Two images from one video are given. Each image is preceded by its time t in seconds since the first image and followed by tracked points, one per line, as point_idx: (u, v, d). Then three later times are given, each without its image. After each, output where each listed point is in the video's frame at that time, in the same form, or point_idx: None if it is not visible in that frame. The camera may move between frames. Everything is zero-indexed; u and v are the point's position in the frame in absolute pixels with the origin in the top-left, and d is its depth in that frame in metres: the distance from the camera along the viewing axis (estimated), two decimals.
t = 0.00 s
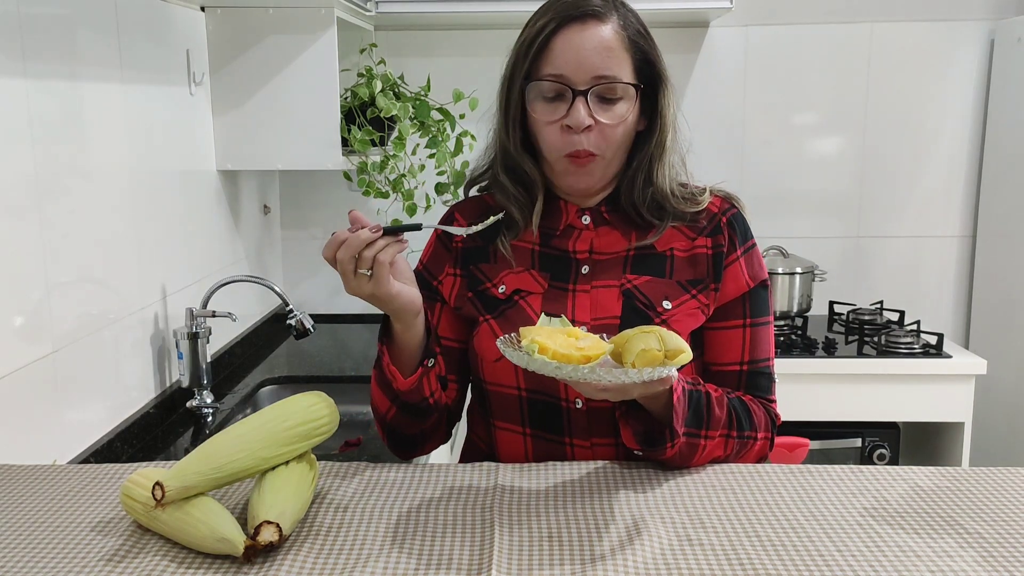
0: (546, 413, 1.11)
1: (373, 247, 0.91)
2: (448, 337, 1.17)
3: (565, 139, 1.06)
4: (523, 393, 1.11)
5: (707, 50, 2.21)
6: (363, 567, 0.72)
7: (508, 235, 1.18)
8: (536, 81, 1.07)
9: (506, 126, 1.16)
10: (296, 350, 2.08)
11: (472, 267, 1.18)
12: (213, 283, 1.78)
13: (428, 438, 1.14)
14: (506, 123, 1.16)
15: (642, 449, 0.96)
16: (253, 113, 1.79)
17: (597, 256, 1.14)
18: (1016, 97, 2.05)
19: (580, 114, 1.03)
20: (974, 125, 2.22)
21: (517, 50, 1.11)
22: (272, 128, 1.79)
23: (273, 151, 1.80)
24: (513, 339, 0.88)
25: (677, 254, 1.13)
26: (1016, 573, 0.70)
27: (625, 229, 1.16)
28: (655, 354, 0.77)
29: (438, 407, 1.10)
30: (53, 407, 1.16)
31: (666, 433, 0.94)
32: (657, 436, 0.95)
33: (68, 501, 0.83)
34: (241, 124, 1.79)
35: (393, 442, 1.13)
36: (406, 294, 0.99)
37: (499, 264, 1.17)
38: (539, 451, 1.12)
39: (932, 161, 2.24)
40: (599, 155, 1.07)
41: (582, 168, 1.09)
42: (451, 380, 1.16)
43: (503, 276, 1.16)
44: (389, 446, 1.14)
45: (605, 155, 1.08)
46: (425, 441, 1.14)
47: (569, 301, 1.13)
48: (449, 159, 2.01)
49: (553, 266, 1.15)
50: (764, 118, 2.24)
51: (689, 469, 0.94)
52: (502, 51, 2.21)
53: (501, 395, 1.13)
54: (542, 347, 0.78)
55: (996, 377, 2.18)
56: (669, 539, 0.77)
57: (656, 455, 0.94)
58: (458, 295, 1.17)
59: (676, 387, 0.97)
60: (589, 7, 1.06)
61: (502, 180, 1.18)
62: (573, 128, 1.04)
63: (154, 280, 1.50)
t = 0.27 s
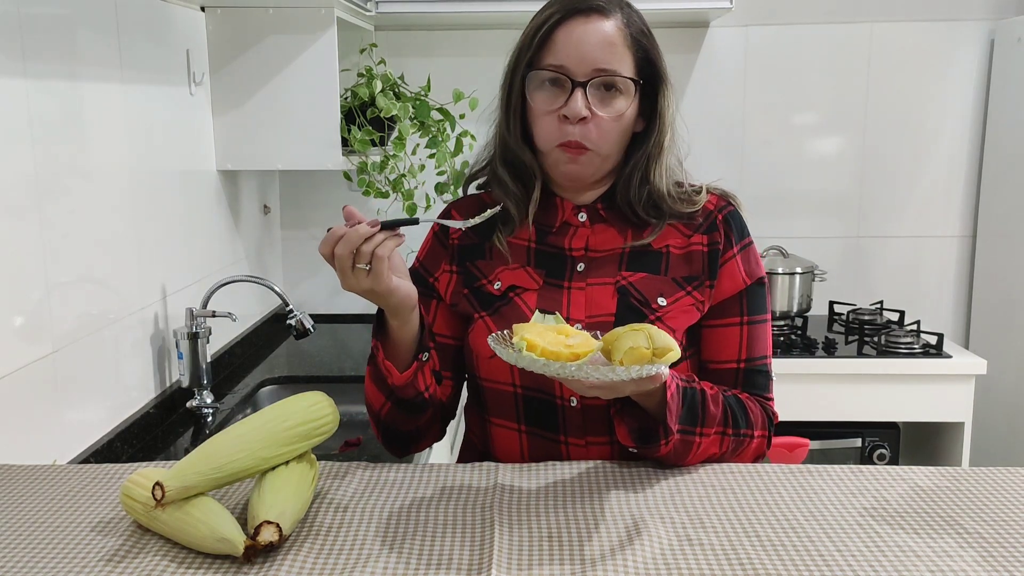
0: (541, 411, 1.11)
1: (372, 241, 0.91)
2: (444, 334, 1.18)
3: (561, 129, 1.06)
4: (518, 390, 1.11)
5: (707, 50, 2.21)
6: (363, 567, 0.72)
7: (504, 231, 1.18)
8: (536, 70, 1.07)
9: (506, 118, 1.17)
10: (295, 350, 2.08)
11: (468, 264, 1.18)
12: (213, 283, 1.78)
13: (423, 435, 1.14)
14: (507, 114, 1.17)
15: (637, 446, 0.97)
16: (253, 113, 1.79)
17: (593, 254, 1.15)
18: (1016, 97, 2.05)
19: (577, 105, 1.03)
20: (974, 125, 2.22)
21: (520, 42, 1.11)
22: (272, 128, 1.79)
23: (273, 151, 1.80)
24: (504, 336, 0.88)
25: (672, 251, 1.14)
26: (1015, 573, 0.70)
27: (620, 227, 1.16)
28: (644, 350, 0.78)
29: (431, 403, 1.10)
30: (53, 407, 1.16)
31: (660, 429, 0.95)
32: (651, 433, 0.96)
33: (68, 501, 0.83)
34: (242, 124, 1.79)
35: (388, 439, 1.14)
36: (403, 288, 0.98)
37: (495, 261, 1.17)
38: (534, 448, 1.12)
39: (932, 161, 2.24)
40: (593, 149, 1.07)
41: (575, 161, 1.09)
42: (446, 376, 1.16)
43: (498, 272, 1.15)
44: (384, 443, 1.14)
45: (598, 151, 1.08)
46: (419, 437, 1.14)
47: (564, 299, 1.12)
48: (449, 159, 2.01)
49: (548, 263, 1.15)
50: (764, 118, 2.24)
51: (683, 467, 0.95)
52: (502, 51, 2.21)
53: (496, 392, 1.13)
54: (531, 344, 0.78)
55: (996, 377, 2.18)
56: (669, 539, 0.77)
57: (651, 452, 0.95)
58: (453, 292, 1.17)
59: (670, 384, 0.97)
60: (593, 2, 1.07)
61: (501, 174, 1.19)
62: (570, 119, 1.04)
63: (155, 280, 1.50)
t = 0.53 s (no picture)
0: (537, 410, 1.11)
1: (373, 230, 0.90)
2: (440, 331, 1.17)
3: (544, 118, 1.06)
4: (513, 387, 1.11)
5: (708, 50, 2.21)
6: (363, 568, 0.72)
7: (502, 226, 1.18)
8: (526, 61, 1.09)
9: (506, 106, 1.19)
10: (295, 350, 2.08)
11: (466, 262, 1.17)
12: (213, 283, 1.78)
13: (418, 432, 1.14)
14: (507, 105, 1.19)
15: (632, 441, 0.98)
16: (253, 113, 1.79)
17: (590, 253, 1.14)
18: (1016, 97, 2.05)
19: (559, 94, 1.03)
20: (974, 124, 2.22)
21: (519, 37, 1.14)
22: (272, 128, 1.79)
23: (273, 151, 1.80)
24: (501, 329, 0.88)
25: (670, 250, 1.14)
26: (1015, 573, 0.70)
27: (618, 227, 1.15)
28: (636, 346, 0.77)
29: (429, 394, 1.10)
30: (53, 407, 1.16)
31: (655, 425, 0.96)
32: (646, 428, 0.97)
33: (68, 501, 0.83)
34: (242, 124, 1.79)
35: (383, 435, 1.13)
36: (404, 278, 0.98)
37: (493, 258, 1.17)
38: (529, 446, 1.12)
39: (932, 161, 2.24)
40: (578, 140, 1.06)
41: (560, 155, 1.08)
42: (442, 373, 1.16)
43: (496, 270, 1.15)
44: (379, 440, 1.14)
45: (583, 143, 1.07)
46: (414, 434, 1.14)
47: (561, 298, 1.12)
48: (449, 159, 2.01)
49: (546, 263, 1.15)
50: (764, 118, 2.24)
51: (677, 463, 0.97)
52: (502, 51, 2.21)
53: (492, 389, 1.13)
54: (523, 337, 0.79)
55: (996, 377, 2.18)
56: (669, 539, 0.77)
57: (645, 447, 0.96)
58: (451, 289, 1.17)
59: (666, 378, 0.96)
60: None
61: (500, 169, 1.20)
62: (553, 107, 1.04)
63: (155, 280, 1.50)
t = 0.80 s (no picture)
0: (537, 410, 1.11)
1: (379, 219, 0.90)
2: (441, 333, 1.17)
3: (526, 116, 1.06)
4: (515, 388, 1.12)
5: (708, 50, 2.21)
6: (363, 567, 0.72)
7: (500, 225, 1.18)
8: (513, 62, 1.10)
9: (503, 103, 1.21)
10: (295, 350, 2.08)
11: (467, 263, 1.17)
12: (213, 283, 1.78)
13: (417, 431, 1.14)
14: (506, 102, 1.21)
15: (632, 441, 0.98)
16: (253, 113, 1.79)
17: (591, 254, 1.15)
18: (1016, 97, 2.05)
19: (540, 91, 1.04)
20: (974, 125, 2.22)
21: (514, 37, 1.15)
22: (272, 128, 1.79)
23: (273, 151, 1.80)
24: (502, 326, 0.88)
25: (671, 252, 1.14)
26: (1015, 573, 0.70)
27: (619, 227, 1.16)
28: (637, 343, 0.77)
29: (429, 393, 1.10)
30: (53, 406, 1.16)
31: (655, 424, 0.96)
32: (646, 428, 0.97)
33: (68, 501, 0.83)
34: (242, 124, 1.79)
35: (382, 434, 1.13)
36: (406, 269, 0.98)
37: (493, 260, 1.17)
38: (529, 446, 1.12)
39: (932, 161, 2.24)
40: (560, 137, 1.06)
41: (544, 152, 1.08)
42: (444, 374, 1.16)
43: (497, 271, 1.15)
44: (379, 441, 1.14)
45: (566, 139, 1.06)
46: (413, 433, 1.13)
47: (562, 297, 1.13)
48: (449, 159, 2.01)
49: (547, 264, 1.15)
50: (764, 119, 2.24)
51: (677, 462, 0.97)
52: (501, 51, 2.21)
53: (492, 390, 1.13)
54: (525, 332, 0.79)
55: (996, 377, 2.18)
56: (669, 539, 0.77)
57: (646, 447, 0.96)
58: (452, 291, 1.16)
59: (666, 378, 0.95)
60: None
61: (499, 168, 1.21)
62: (534, 105, 1.04)
63: (155, 280, 1.50)
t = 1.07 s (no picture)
0: (537, 421, 1.11)
1: (387, 314, 0.90)
2: (443, 354, 1.17)
3: (543, 103, 1.06)
4: (513, 402, 1.11)
5: (707, 50, 2.21)
6: (363, 567, 0.72)
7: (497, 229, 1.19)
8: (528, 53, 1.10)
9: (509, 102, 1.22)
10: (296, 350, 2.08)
11: (466, 278, 1.17)
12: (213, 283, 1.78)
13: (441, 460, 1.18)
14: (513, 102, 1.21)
15: (631, 449, 0.98)
16: (253, 113, 1.79)
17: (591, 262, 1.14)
18: (1016, 97, 2.05)
19: (559, 79, 1.04)
20: (974, 125, 2.22)
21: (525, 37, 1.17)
22: (271, 128, 1.79)
23: (273, 151, 1.80)
24: (499, 337, 0.88)
25: (670, 259, 1.13)
26: (1015, 573, 0.70)
27: (619, 233, 1.15)
28: (631, 358, 0.77)
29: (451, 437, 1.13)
30: (53, 406, 1.16)
31: (654, 433, 0.95)
32: (645, 438, 0.96)
33: (68, 501, 0.83)
34: (242, 124, 1.79)
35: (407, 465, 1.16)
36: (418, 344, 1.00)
37: (493, 275, 1.17)
38: (529, 457, 1.12)
39: (932, 161, 2.24)
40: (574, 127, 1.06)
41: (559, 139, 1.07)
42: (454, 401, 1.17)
43: (496, 287, 1.15)
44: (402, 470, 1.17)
45: (582, 128, 1.06)
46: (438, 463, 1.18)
47: (561, 307, 1.12)
48: (449, 159, 2.01)
49: (546, 275, 1.15)
50: (764, 118, 2.24)
51: (680, 468, 0.96)
52: (501, 51, 2.21)
53: (493, 405, 1.13)
54: (521, 345, 0.79)
55: (996, 378, 2.18)
56: (669, 539, 0.77)
57: (645, 456, 0.95)
58: (452, 309, 1.17)
59: (665, 388, 0.97)
60: None
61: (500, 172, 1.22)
62: (552, 93, 1.05)
63: (155, 280, 1.50)
